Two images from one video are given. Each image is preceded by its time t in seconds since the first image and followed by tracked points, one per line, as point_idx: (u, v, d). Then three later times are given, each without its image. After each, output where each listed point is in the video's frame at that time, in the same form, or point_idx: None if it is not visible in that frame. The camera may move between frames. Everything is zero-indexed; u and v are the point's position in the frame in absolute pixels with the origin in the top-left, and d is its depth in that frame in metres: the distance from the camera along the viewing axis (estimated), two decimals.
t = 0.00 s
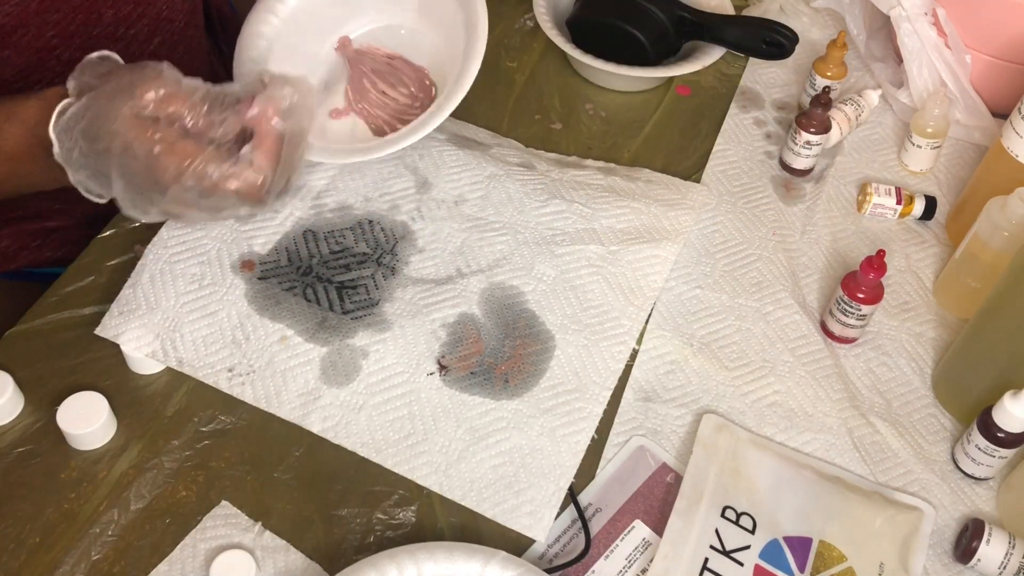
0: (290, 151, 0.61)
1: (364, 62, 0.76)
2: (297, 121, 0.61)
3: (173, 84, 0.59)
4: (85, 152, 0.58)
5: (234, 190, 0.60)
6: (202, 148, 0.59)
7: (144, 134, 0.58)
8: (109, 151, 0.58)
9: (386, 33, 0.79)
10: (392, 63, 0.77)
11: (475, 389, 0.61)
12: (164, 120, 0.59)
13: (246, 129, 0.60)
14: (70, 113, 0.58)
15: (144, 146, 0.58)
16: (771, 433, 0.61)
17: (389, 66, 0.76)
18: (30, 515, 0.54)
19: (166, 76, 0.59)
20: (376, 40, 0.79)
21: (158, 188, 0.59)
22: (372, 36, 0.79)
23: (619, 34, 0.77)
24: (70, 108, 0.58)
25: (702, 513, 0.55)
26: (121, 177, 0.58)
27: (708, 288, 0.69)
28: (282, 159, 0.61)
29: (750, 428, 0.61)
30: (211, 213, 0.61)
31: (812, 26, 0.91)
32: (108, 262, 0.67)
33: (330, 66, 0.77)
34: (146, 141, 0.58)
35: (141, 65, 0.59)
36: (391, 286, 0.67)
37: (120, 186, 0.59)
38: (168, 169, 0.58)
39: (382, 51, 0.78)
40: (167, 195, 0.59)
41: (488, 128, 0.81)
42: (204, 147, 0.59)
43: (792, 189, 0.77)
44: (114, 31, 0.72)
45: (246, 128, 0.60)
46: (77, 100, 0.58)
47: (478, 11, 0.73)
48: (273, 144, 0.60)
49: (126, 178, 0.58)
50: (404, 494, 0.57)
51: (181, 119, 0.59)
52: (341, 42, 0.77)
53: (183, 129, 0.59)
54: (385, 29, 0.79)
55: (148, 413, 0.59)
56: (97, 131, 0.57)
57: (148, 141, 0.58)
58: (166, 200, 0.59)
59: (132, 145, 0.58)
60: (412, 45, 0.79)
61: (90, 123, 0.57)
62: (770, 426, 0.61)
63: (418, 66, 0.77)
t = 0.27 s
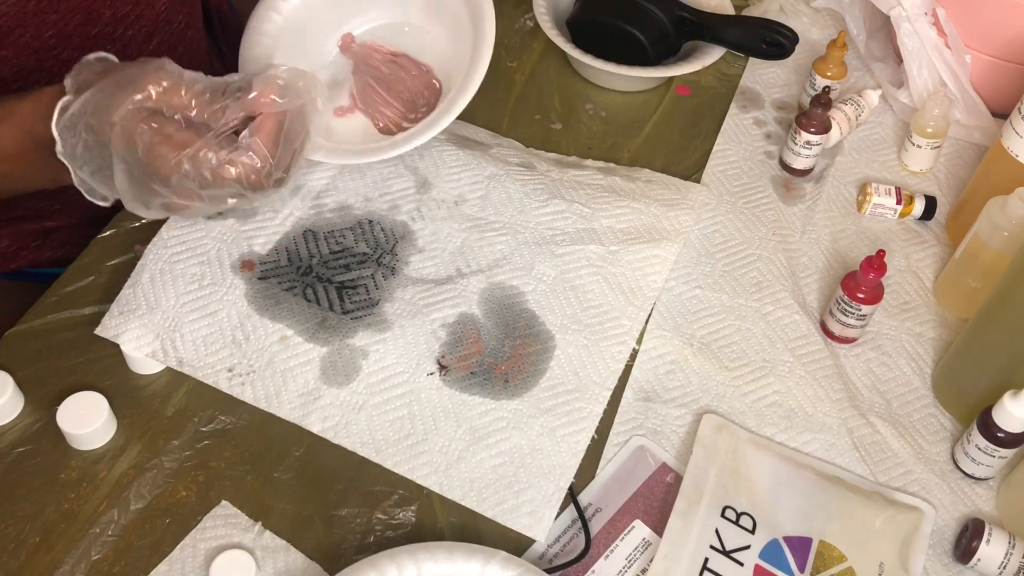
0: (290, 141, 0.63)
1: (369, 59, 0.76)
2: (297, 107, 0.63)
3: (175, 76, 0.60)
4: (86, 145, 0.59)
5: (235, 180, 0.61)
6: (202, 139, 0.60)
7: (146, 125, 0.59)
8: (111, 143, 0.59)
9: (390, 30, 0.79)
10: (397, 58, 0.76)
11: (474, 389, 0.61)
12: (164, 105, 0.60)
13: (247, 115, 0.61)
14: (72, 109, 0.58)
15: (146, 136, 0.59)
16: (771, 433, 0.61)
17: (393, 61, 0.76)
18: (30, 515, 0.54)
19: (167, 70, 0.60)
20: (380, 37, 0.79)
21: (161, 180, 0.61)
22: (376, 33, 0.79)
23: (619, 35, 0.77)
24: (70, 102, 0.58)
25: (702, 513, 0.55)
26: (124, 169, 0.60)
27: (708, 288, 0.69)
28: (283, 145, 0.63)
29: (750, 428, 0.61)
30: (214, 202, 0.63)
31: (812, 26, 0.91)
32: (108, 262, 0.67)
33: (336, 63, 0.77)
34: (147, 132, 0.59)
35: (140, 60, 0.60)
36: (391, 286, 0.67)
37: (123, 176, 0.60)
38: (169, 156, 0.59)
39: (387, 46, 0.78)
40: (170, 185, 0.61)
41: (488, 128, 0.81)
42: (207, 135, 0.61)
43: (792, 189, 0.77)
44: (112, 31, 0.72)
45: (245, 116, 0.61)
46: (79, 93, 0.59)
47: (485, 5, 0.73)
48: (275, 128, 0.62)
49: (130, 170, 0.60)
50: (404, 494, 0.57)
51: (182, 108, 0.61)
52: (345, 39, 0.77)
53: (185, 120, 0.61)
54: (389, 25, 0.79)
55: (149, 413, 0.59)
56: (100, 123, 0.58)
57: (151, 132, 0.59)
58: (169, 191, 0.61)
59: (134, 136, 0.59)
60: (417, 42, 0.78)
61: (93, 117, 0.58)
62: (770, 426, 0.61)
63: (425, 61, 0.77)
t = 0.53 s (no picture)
0: (291, 145, 0.60)
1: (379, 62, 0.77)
2: (299, 109, 0.60)
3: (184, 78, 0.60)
4: (87, 139, 0.58)
5: (229, 175, 0.58)
6: (199, 130, 0.58)
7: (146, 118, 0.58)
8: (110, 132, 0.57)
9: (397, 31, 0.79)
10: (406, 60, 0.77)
11: (475, 389, 0.61)
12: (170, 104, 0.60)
13: (249, 116, 0.59)
14: (77, 102, 0.57)
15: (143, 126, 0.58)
16: (771, 433, 0.61)
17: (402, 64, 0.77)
18: (30, 515, 0.54)
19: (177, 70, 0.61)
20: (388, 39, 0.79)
21: (160, 174, 0.58)
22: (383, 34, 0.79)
23: (619, 35, 0.77)
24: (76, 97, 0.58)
25: (702, 513, 0.55)
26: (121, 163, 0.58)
27: (708, 288, 0.69)
28: (281, 150, 0.60)
29: (750, 428, 0.61)
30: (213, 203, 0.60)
31: (812, 26, 0.91)
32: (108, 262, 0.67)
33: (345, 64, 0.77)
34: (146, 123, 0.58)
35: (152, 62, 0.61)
36: (391, 286, 0.66)
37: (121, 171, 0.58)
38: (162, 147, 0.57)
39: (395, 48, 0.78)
40: (167, 179, 0.58)
41: (488, 128, 0.81)
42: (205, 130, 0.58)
43: (792, 189, 0.77)
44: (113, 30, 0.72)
45: (247, 117, 0.59)
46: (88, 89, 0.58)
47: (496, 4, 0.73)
48: (279, 131, 0.60)
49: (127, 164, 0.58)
50: (403, 494, 0.57)
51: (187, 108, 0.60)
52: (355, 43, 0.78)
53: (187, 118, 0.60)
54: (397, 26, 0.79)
55: (149, 413, 0.59)
56: (104, 115, 0.57)
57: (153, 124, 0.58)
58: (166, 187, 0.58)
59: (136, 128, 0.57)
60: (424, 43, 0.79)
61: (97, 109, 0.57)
62: (770, 426, 0.61)
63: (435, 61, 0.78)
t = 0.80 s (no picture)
0: (290, 141, 0.64)
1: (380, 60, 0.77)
2: (300, 106, 0.64)
3: (182, 71, 0.61)
4: (86, 134, 0.58)
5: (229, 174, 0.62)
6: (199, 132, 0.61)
7: (146, 116, 0.59)
8: (111, 130, 0.58)
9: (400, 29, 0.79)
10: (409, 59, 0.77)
11: (475, 389, 0.61)
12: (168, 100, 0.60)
13: (249, 112, 0.62)
14: (74, 96, 0.57)
15: (144, 125, 0.59)
16: (771, 433, 0.61)
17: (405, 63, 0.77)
18: (30, 515, 0.54)
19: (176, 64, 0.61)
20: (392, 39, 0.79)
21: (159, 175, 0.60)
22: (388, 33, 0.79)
23: (619, 35, 0.77)
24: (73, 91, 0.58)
25: (702, 513, 0.55)
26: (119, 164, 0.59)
27: (708, 288, 0.69)
28: (281, 146, 0.64)
29: (750, 428, 0.61)
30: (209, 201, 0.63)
31: (812, 26, 0.91)
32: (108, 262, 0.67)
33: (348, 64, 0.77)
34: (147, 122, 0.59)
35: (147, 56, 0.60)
36: (391, 286, 0.67)
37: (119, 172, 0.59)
38: (165, 147, 0.60)
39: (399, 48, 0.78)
40: (166, 179, 0.60)
41: (488, 128, 0.81)
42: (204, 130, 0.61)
43: (792, 189, 0.77)
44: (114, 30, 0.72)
45: (247, 113, 0.62)
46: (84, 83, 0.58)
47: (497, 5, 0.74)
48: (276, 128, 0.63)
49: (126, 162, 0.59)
50: (404, 494, 0.57)
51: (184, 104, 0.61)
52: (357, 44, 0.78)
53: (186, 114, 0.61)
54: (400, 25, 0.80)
55: (149, 413, 0.59)
56: (104, 109, 0.58)
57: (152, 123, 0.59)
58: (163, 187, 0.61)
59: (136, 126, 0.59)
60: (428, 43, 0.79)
61: (96, 103, 0.58)
62: (770, 426, 0.61)
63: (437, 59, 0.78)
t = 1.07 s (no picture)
0: (305, 127, 0.63)
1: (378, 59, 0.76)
2: (311, 94, 0.62)
3: (187, 61, 0.60)
4: (99, 131, 0.58)
5: (249, 164, 0.61)
6: (213, 121, 0.60)
7: (157, 109, 0.59)
8: (125, 127, 0.58)
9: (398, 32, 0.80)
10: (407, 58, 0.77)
11: (475, 389, 0.61)
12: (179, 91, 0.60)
13: (263, 100, 0.61)
14: (85, 95, 0.58)
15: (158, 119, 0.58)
16: (771, 433, 0.61)
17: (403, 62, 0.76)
18: (29, 515, 0.54)
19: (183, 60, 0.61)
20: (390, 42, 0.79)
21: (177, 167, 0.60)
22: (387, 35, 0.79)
23: (619, 35, 0.77)
24: (83, 89, 0.58)
25: (702, 513, 0.55)
26: (136, 158, 0.59)
27: (708, 288, 0.69)
28: (296, 133, 0.62)
29: (750, 428, 0.61)
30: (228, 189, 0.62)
31: (812, 26, 0.91)
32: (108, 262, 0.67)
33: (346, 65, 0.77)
34: (159, 116, 0.59)
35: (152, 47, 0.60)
36: (391, 286, 0.67)
37: (136, 165, 0.59)
38: (181, 141, 0.59)
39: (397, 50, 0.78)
40: (183, 172, 0.60)
41: (488, 128, 0.81)
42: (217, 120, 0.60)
43: (792, 189, 0.77)
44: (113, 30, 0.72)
45: (261, 101, 0.61)
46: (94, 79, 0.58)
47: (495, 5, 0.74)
48: (290, 114, 0.62)
49: (142, 157, 0.59)
50: (403, 494, 0.57)
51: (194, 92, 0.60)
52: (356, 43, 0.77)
53: (197, 105, 0.61)
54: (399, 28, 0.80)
55: (149, 413, 0.59)
56: (115, 107, 0.58)
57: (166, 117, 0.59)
58: (181, 179, 0.60)
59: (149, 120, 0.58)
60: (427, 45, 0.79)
61: (107, 101, 0.58)
62: (770, 426, 0.61)
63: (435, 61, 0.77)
